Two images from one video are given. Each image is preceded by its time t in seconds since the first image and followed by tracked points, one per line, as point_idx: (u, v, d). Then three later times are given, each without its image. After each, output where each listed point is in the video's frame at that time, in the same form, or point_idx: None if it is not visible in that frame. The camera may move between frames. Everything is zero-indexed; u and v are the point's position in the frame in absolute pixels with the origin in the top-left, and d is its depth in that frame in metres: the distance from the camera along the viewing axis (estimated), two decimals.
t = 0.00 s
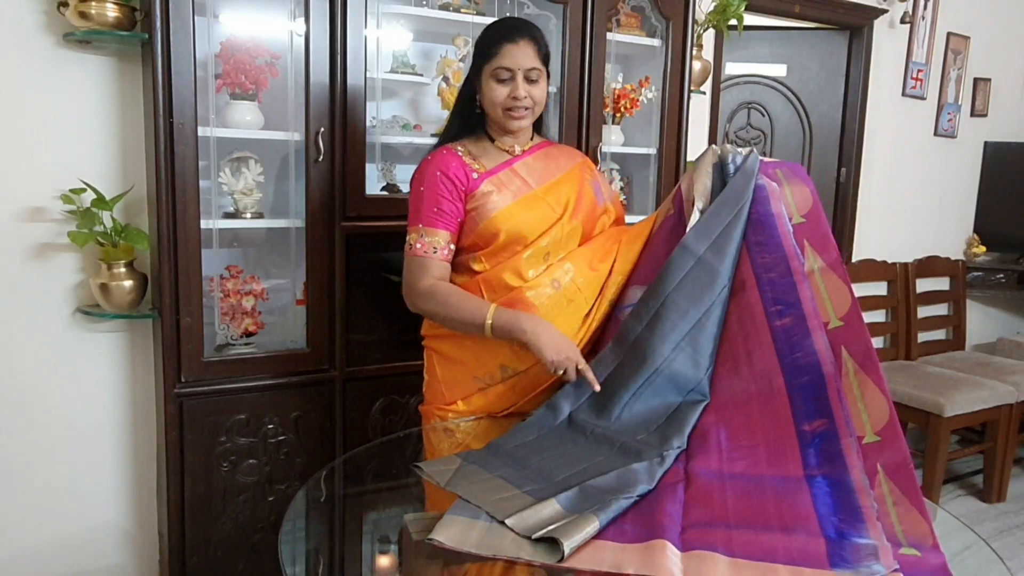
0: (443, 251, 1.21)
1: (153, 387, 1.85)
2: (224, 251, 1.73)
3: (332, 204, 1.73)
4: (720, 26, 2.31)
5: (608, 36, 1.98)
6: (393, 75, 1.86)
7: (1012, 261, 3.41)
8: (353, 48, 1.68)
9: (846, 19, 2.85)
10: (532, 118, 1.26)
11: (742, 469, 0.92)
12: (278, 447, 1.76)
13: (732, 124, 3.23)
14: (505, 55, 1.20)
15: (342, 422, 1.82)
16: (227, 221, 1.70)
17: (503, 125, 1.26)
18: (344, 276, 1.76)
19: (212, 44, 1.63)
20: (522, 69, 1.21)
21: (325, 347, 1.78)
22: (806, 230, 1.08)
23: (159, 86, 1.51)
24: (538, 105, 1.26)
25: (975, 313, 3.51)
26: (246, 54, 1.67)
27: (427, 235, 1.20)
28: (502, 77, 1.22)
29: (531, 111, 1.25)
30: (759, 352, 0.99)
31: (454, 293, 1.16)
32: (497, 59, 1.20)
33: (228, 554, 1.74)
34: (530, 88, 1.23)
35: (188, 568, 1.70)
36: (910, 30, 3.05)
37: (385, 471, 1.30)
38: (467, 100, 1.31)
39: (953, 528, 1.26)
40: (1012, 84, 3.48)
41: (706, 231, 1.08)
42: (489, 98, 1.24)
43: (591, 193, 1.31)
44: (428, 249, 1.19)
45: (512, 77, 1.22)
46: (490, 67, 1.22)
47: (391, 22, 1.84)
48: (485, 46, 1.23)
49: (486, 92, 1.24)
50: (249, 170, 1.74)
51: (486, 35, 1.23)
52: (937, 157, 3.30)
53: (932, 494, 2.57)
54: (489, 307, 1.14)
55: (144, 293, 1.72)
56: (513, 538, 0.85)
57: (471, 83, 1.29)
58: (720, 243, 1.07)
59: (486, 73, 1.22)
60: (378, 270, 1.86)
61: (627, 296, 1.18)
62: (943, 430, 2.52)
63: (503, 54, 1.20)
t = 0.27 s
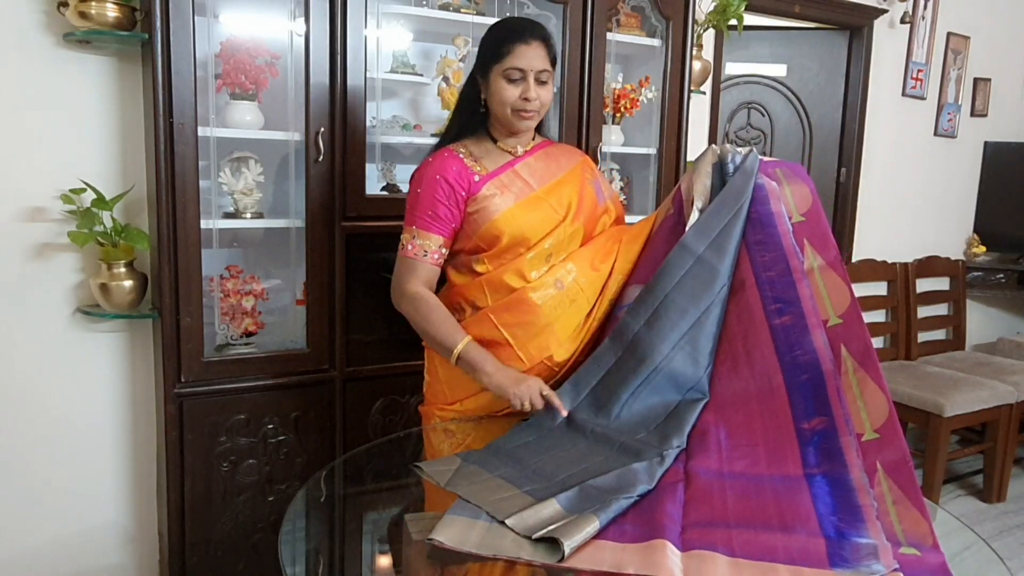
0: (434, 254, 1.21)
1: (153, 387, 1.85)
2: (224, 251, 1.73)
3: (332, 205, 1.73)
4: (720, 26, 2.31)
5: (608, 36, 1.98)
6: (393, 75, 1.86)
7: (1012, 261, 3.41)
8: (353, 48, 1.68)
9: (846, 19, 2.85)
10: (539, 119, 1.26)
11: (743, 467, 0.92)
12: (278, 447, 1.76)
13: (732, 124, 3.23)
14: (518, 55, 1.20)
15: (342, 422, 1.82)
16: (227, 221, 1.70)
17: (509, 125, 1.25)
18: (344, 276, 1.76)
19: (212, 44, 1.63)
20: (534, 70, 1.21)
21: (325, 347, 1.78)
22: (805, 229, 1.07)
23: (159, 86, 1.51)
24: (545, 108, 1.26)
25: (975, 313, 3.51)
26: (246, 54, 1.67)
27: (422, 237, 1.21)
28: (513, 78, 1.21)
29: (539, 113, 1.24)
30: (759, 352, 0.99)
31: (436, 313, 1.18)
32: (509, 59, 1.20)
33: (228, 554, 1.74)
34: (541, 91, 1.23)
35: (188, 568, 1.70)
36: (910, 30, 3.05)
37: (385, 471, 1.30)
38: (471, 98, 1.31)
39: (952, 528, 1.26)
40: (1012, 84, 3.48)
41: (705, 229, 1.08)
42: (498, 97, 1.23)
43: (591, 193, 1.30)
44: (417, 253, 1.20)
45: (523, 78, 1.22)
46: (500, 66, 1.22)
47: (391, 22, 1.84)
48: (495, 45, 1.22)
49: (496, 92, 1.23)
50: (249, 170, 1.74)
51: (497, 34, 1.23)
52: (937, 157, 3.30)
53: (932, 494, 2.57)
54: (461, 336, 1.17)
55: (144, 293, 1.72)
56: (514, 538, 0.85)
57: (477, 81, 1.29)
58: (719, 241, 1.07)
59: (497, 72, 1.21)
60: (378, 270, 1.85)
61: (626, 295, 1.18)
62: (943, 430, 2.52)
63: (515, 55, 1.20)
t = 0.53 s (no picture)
0: (444, 255, 1.20)
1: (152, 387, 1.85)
2: (224, 251, 1.73)
3: (332, 205, 1.73)
4: (720, 26, 2.31)
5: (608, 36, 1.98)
6: (393, 75, 1.86)
7: (1012, 261, 3.41)
8: (353, 48, 1.68)
9: (846, 19, 2.85)
10: (553, 119, 1.26)
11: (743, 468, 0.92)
12: (278, 447, 1.76)
13: (732, 124, 3.24)
14: (539, 53, 1.19)
15: (342, 422, 1.82)
16: (227, 221, 1.70)
17: (522, 122, 1.25)
18: (344, 276, 1.76)
19: (212, 44, 1.63)
20: (553, 68, 1.21)
21: (325, 347, 1.78)
22: (806, 236, 1.08)
23: (159, 87, 1.51)
24: (559, 108, 1.26)
25: (975, 313, 3.51)
26: (246, 54, 1.67)
27: (430, 237, 1.20)
28: (533, 74, 1.21)
29: (552, 113, 1.25)
30: (759, 357, 0.99)
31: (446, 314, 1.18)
32: (531, 55, 1.19)
33: (228, 554, 1.74)
34: (558, 91, 1.23)
35: (188, 568, 1.70)
36: (910, 30, 3.05)
37: (385, 471, 1.30)
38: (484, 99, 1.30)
39: (953, 528, 1.26)
40: (1012, 84, 3.48)
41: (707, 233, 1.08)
42: (516, 93, 1.22)
43: (597, 197, 1.30)
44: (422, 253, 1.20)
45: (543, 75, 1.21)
46: (519, 63, 1.21)
47: (391, 22, 1.84)
48: (514, 43, 1.22)
49: (513, 87, 1.22)
50: (249, 170, 1.74)
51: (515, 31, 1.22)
52: (937, 157, 3.30)
53: (932, 494, 2.57)
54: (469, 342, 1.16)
55: (144, 293, 1.72)
56: (514, 538, 0.85)
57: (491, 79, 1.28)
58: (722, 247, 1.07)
59: (517, 68, 1.21)
60: (378, 270, 1.93)
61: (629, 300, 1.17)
62: (943, 430, 2.52)
63: (537, 52, 1.19)
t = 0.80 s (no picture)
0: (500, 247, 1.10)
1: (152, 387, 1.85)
2: (224, 251, 1.73)
3: (332, 205, 1.73)
4: (720, 26, 2.31)
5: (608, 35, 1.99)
6: (393, 75, 1.86)
7: (1012, 261, 3.41)
8: (353, 48, 1.68)
9: (846, 19, 2.85)
10: (585, 118, 1.27)
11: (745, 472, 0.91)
12: (278, 447, 1.76)
13: (733, 124, 3.24)
14: (570, 51, 1.21)
15: (342, 422, 1.82)
16: (227, 221, 1.70)
17: (555, 123, 1.25)
18: (344, 276, 1.76)
19: (212, 44, 1.63)
20: (585, 68, 1.22)
21: (325, 347, 1.78)
22: (810, 254, 1.05)
23: (158, 87, 1.51)
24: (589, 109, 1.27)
25: (975, 313, 3.51)
26: (246, 54, 1.67)
27: (475, 226, 1.10)
28: (565, 74, 1.22)
29: (585, 112, 1.26)
30: (760, 372, 0.97)
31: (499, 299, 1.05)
32: (563, 55, 1.21)
33: (227, 554, 1.74)
34: (591, 89, 1.24)
35: (188, 567, 1.70)
36: (910, 30, 3.05)
37: (385, 472, 1.30)
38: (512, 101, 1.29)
39: (952, 528, 1.26)
40: (1013, 84, 3.48)
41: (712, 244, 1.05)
42: (549, 93, 1.23)
43: (611, 205, 1.30)
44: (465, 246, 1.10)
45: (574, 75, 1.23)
46: (551, 63, 1.22)
47: (391, 22, 1.84)
48: (543, 44, 1.23)
49: (546, 87, 1.23)
50: (249, 170, 1.74)
51: (543, 34, 1.24)
52: (937, 157, 3.30)
53: (932, 494, 2.57)
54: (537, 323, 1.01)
55: (144, 293, 1.72)
56: (514, 539, 0.85)
57: (519, 83, 1.29)
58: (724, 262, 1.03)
59: (549, 68, 1.22)
60: (378, 270, 1.94)
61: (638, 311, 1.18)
62: (943, 430, 2.52)
63: (568, 51, 1.21)
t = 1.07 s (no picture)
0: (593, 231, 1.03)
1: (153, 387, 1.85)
2: (224, 251, 1.73)
3: (332, 205, 1.73)
4: (720, 26, 2.31)
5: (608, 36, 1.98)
6: (393, 75, 1.85)
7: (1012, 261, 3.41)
8: (353, 47, 1.68)
9: (846, 19, 2.85)
10: (611, 117, 1.25)
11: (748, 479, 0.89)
12: (278, 447, 1.76)
13: (733, 124, 3.21)
14: (586, 53, 1.20)
15: (342, 422, 1.82)
16: (227, 221, 1.70)
17: (585, 125, 1.23)
18: (344, 276, 1.77)
19: (212, 44, 1.63)
20: (603, 67, 1.20)
21: (325, 348, 1.78)
22: (815, 270, 1.05)
23: (159, 87, 1.51)
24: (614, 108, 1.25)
25: (975, 313, 3.51)
26: (246, 54, 1.67)
27: (564, 215, 1.02)
28: (583, 78, 1.20)
29: (611, 109, 1.24)
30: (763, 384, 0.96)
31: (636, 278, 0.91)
32: (578, 58, 1.19)
33: (227, 555, 1.74)
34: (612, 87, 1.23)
35: (188, 568, 1.70)
36: (910, 30, 3.05)
37: (385, 471, 1.30)
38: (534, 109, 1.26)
39: (953, 529, 1.26)
40: (1013, 84, 3.48)
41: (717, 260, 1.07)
42: (572, 97, 1.21)
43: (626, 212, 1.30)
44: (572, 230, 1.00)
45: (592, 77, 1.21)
46: (568, 68, 1.20)
47: (391, 22, 1.84)
48: (554, 54, 1.22)
49: (568, 93, 1.21)
50: (249, 170, 1.74)
51: (556, 40, 1.22)
52: (937, 157, 3.30)
53: (932, 494, 2.57)
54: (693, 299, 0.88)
55: (144, 293, 1.72)
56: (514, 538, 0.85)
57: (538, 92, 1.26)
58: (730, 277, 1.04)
59: (567, 74, 1.20)
60: (378, 271, 1.99)
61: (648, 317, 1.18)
62: (943, 430, 2.52)
63: (584, 53, 1.20)
